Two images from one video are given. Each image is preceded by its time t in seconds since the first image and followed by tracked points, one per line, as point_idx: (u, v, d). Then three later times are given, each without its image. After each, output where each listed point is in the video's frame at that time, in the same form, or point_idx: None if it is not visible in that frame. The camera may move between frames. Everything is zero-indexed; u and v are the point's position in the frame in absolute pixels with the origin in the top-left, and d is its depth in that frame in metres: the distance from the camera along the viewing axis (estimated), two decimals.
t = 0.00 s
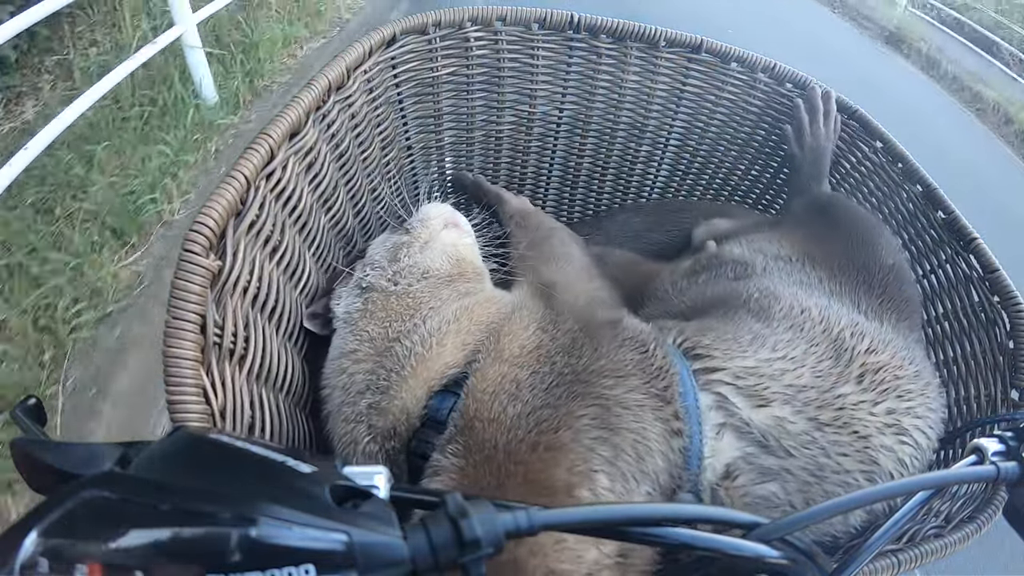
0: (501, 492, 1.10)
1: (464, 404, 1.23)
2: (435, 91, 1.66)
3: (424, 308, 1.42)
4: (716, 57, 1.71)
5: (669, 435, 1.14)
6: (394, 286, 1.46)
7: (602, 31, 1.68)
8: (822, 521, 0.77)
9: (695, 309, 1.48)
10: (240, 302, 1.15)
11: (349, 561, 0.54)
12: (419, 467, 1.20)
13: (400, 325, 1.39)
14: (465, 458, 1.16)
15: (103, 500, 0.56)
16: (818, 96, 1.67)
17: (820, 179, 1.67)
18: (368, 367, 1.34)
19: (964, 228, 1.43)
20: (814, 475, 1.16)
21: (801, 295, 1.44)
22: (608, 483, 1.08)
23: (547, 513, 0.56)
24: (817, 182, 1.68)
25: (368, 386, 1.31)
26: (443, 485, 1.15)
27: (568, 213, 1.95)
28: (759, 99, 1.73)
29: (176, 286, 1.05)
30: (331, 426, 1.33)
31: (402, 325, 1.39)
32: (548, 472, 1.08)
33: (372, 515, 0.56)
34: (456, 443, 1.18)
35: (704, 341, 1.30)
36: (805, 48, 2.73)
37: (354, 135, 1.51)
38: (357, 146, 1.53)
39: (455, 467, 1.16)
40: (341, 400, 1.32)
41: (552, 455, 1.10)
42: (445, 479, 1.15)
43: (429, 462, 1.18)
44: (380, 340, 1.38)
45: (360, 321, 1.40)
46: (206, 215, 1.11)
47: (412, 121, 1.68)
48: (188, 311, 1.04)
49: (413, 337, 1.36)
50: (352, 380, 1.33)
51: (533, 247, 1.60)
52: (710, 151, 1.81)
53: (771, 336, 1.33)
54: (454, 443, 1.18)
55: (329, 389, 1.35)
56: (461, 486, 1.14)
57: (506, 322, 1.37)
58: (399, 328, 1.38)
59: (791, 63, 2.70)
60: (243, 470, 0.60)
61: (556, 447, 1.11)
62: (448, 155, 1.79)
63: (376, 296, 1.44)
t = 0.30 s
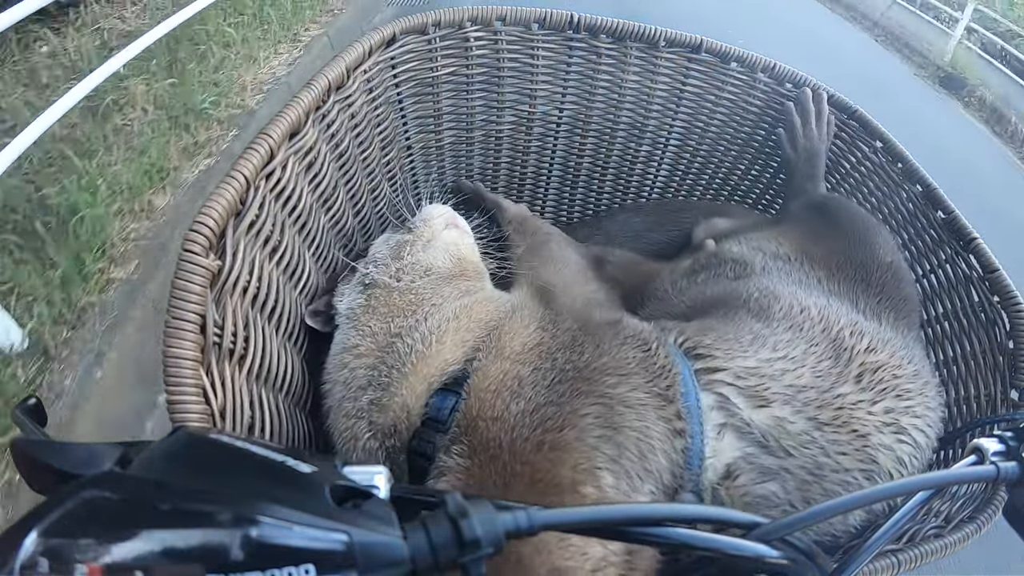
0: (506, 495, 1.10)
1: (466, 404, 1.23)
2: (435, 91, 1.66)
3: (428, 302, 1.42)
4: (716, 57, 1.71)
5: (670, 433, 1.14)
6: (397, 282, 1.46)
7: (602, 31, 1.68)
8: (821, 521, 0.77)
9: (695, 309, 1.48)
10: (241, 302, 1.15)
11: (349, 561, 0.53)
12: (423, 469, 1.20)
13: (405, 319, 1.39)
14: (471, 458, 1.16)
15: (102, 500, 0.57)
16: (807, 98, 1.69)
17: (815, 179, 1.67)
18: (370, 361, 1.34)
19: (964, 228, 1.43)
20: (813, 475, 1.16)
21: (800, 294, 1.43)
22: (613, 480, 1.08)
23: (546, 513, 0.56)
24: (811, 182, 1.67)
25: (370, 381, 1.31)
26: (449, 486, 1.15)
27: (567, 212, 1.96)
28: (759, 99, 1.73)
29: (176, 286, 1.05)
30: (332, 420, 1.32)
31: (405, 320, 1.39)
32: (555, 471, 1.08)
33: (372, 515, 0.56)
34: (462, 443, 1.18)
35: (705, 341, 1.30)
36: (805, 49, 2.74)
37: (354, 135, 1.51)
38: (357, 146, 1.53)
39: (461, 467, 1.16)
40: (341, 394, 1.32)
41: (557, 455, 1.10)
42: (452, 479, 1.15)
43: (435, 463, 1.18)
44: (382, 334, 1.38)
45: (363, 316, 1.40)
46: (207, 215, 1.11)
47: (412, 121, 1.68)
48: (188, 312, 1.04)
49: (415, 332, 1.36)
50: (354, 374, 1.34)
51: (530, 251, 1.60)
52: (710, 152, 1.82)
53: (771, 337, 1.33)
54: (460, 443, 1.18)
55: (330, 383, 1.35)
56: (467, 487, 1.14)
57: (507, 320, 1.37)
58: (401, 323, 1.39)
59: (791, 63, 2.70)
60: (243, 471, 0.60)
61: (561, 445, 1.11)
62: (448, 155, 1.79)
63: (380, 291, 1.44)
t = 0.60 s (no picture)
0: (504, 491, 1.09)
1: (465, 401, 1.22)
2: (435, 91, 1.66)
3: (430, 298, 1.43)
4: (716, 57, 1.71)
5: (667, 434, 1.14)
6: (402, 277, 1.47)
7: (602, 31, 1.68)
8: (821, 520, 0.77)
9: (695, 309, 1.48)
10: (240, 302, 1.15)
11: (349, 561, 0.54)
12: (419, 466, 1.19)
13: (407, 315, 1.40)
14: (468, 454, 1.15)
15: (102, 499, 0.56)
16: (804, 100, 1.69)
17: (814, 179, 1.67)
18: (374, 353, 1.35)
19: (963, 228, 1.43)
20: (813, 474, 1.16)
21: (800, 295, 1.44)
22: (609, 479, 1.08)
23: (547, 513, 0.56)
24: (810, 183, 1.67)
25: (370, 375, 1.32)
26: (444, 480, 1.13)
27: (568, 213, 1.96)
28: (758, 99, 1.74)
29: (176, 286, 1.05)
30: (331, 416, 1.33)
31: (407, 314, 1.40)
32: (552, 469, 1.08)
33: (372, 516, 0.56)
34: (457, 439, 1.17)
35: (705, 342, 1.30)
36: (805, 50, 2.75)
37: (354, 135, 1.51)
38: (357, 146, 1.53)
39: (458, 463, 1.14)
40: (343, 387, 1.33)
41: (555, 453, 1.10)
42: (449, 474, 1.14)
43: (431, 459, 1.17)
44: (384, 329, 1.38)
45: (367, 312, 1.41)
46: (206, 215, 1.11)
47: (412, 121, 1.68)
48: (188, 312, 1.04)
49: (417, 328, 1.37)
50: (355, 367, 1.34)
51: (529, 259, 1.60)
52: (710, 152, 1.82)
53: (771, 339, 1.33)
54: (455, 438, 1.17)
55: (332, 375, 1.36)
56: (464, 482, 1.12)
57: (507, 318, 1.38)
58: (403, 317, 1.39)
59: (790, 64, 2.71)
60: (245, 471, 0.60)
61: (559, 443, 1.11)
62: (448, 155, 1.79)
63: (383, 287, 1.45)
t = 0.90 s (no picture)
0: (501, 488, 1.09)
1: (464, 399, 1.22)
2: (435, 91, 1.66)
3: (431, 296, 1.44)
4: (716, 57, 1.70)
5: (664, 431, 1.14)
6: (403, 275, 1.47)
7: (602, 31, 1.68)
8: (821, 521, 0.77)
9: (694, 309, 1.48)
10: (240, 302, 1.15)
11: (349, 562, 0.54)
12: (419, 463, 1.19)
13: (407, 312, 1.41)
14: (467, 451, 1.15)
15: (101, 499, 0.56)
16: (803, 100, 1.69)
17: (813, 180, 1.68)
18: (374, 352, 1.35)
19: (963, 228, 1.42)
20: (812, 473, 1.16)
21: (800, 295, 1.44)
22: (605, 477, 1.08)
23: (546, 513, 0.56)
24: (809, 183, 1.68)
25: (371, 372, 1.32)
26: (444, 479, 1.14)
27: (567, 213, 1.96)
28: (758, 99, 1.74)
29: (176, 286, 1.05)
30: (332, 412, 1.33)
31: (407, 312, 1.41)
32: (548, 467, 1.08)
33: (372, 516, 0.56)
34: (457, 436, 1.17)
35: (704, 341, 1.30)
36: (805, 50, 2.75)
37: (354, 135, 1.51)
38: (357, 146, 1.53)
39: (458, 461, 1.14)
40: (343, 384, 1.33)
41: (553, 450, 1.10)
42: (448, 473, 1.14)
43: (431, 456, 1.17)
44: (385, 326, 1.39)
45: (366, 309, 1.41)
46: (206, 215, 1.11)
47: (412, 121, 1.68)
48: (188, 312, 1.04)
49: (417, 327, 1.37)
50: (355, 364, 1.34)
51: (529, 258, 1.60)
52: (710, 152, 1.82)
53: (770, 338, 1.33)
54: (456, 436, 1.17)
55: (332, 373, 1.36)
56: (463, 480, 1.12)
57: (506, 316, 1.38)
58: (404, 315, 1.40)
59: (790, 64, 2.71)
60: (245, 471, 0.60)
61: (556, 441, 1.11)
62: (448, 155, 1.79)
63: (383, 285, 1.45)
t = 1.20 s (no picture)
0: (501, 486, 1.09)
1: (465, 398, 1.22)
2: (436, 91, 1.66)
3: (432, 295, 1.44)
4: (716, 57, 1.70)
5: (665, 430, 1.14)
6: (404, 274, 1.47)
7: (602, 31, 1.68)
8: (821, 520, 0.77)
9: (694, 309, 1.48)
10: (241, 302, 1.15)
11: (349, 561, 0.54)
12: (419, 463, 1.19)
13: (409, 310, 1.41)
14: (468, 450, 1.15)
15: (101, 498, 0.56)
16: (803, 100, 1.69)
17: (813, 180, 1.68)
18: (375, 350, 1.35)
19: (963, 228, 1.42)
20: (813, 473, 1.16)
21: (801, 294, 1.44)
22: (605, 475, 1.08)
23: (547, 513, 0.56)
24: (810, 183, 1.68)
25: (372, 370, 1.32)
26: (444, 478, 1.14)
27: (568, 213, 1.96)
28: (758, 99, 1.73)
29: (176, 286, 1.05)
30: (333, 410, 1.33)
31: (409, 311, 1.41)
32: (549, 465, 1.08)
33: (372, 516, 0.56)
34: (459, 434, 1.17)
35: (704, 341, 1.30)
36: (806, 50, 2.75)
37: (354, 135, 1.51)
38: (357, 146, 1.53)
39: (459, 459, 1.14)
40: (344, 382, 1.33)
41: (554, 448, 1.10)
42: (448, 472, 1.14)
43: (432, 455, 1.17)
44: (386, 324, 1.39)
45: (367, 308, 1.42)
46: (207, 215, 1.11)
47: (412, 121, 1.68)
48: (188, 312, 1.04)
49: (418, 326, 1.37)
50: (357, 362, 1.35)
51: (529, 258, 1.60)
52: (710, 152, 1.82)
53: (771, 337, 1.33)
54: (457, 434, 1.17)
55: (333, 371, 1.36)
56: (464, 479, 1.13)
57: (507, 315, 1.38)
58: (405, 314, 1.40)
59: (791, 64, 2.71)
60: (244, 470, 0.60)
61: (557, 439, 1.11)
62: (448, 155, 1.79)
63: (385, 284, 1.46)
